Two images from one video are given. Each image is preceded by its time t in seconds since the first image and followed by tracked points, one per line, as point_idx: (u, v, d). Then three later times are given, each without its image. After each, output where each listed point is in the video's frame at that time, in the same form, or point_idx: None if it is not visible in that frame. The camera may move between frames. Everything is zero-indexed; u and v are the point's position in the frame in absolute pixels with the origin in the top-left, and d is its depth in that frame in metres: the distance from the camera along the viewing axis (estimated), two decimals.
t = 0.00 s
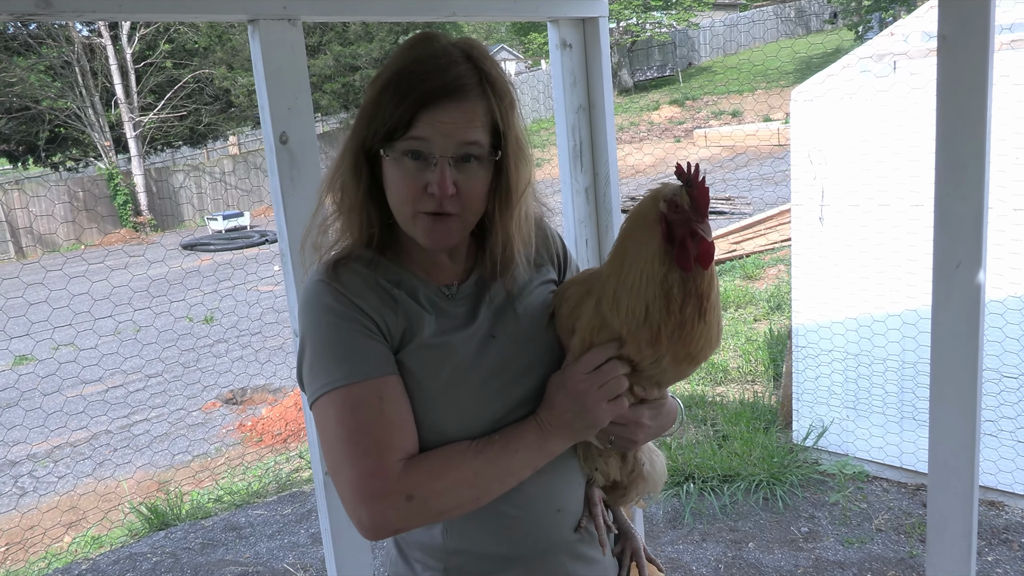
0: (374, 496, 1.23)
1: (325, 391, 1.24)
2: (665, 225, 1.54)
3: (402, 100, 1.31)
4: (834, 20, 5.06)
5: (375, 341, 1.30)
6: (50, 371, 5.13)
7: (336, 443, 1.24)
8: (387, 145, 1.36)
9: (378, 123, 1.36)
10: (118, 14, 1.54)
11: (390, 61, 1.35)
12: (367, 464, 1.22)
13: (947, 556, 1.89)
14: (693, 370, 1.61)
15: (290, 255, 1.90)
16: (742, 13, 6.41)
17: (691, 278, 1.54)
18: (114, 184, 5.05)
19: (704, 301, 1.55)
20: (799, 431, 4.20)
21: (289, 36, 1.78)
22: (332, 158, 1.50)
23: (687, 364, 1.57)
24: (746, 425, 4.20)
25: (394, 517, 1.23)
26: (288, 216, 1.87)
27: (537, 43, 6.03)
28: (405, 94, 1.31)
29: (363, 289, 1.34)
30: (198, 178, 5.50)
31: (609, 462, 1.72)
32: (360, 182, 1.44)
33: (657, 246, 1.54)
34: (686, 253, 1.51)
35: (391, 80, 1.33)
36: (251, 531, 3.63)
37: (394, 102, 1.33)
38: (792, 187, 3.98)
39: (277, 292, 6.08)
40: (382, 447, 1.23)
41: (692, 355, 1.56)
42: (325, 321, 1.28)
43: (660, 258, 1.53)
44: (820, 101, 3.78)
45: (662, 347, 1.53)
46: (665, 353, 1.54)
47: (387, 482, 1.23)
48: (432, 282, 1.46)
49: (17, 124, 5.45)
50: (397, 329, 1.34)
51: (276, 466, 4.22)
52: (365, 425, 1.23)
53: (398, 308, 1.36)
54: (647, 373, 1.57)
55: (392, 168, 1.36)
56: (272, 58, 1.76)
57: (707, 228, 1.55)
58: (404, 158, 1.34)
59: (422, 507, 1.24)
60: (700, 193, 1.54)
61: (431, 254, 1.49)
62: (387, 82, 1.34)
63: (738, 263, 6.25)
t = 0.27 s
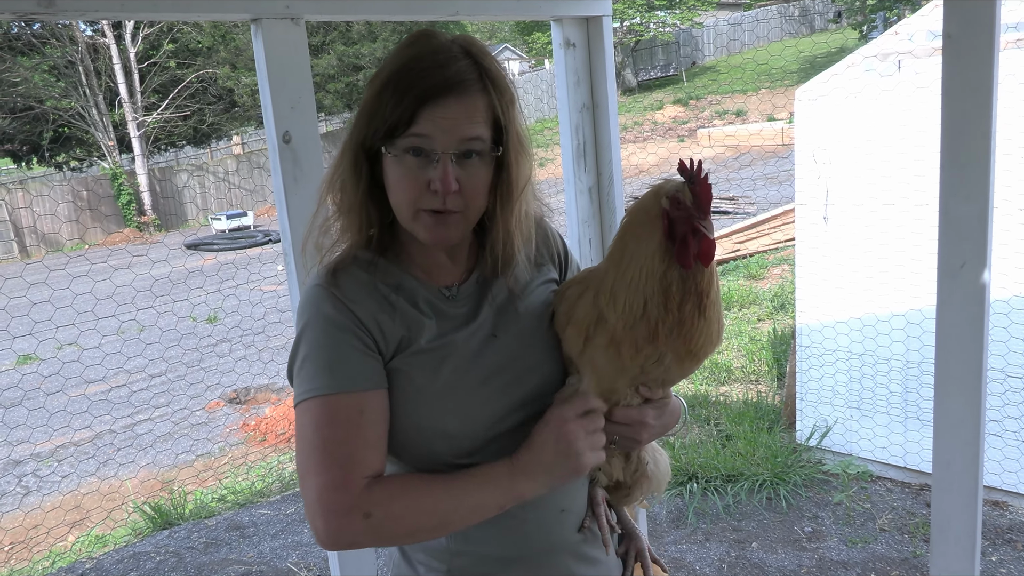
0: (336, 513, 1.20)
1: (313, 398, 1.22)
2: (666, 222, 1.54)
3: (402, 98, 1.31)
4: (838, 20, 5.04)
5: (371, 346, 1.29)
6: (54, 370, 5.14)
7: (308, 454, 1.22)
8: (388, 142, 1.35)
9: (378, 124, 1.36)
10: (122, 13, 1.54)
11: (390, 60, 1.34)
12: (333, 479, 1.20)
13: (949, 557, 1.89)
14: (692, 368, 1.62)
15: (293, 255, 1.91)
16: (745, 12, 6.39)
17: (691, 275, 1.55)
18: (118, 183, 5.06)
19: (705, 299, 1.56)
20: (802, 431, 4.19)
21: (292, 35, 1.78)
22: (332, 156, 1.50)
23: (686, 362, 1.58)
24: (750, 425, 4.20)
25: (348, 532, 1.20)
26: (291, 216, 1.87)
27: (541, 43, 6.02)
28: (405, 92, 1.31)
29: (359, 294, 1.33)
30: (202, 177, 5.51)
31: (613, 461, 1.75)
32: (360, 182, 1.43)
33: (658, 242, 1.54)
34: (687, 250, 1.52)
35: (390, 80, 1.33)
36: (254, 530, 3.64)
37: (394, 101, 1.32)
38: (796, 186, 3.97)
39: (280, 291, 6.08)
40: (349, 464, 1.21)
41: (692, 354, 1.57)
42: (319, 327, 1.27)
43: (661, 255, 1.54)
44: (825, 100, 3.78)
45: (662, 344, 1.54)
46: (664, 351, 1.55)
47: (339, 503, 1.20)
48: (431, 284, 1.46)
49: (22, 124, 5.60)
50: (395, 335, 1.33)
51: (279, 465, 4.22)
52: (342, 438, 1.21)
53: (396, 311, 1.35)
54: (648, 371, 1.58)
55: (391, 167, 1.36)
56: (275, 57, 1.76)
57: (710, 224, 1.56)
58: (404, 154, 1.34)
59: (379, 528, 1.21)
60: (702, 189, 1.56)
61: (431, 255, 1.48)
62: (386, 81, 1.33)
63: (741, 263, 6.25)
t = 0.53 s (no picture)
0: (345, 512, 1.19)
1: (315, 397, 1.23)
2: (670, 219, 1.54)
3: (409, 96, 1.30)
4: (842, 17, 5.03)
5: (371, 346, 1.30)
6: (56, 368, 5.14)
7: (318, 452, 1.23)
8: (395, 143, 1.34)
9: (381, 121, 1.35)
10: (124, 10, 1.54)
11: (394, 57, 1.33)
12: (345, 474, 1.20)
13: (953, 554, 1.89)
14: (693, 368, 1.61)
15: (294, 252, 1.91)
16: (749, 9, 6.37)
17: (694, 273, 1.54)
18: (120, 181, 5.06)
19: (707, 298, 1.55)
20: (806, 429, 4.19)
21: (294, 32, 1.78)
22: (332, 151, 1.50)
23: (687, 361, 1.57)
24: (753, 423, 4.20)
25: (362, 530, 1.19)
26: (293, 213, 1.87)
27: (543, 40, 6.01)
28: (413, 92, 1.29)
29: (358, 293, 1.34)
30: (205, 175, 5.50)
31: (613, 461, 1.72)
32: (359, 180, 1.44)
33: (661, 239, 1.54)
34: (690, 246, 1.52)
35: (395, 77, 1.31)
36: (257, 528, 3.64)
37: (402, 100, 1.31)
38: (799, 183, 3.97)
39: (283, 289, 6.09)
40: (359, 458, 1.20)
41: (693, 354, 1.56)
42: (318, 327, 1.28)
43: (664, 251, 1.53)
44: (828, 97, 3.78)
45: (662, 343, 1.53)
46: (665, 349, 1.53)
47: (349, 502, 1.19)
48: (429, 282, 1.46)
49: (25, 123, 5.43)
50: (392, 333, 1.34)
51: (282, 463, 4.22)
52: (350, 434, 1.21)
53: (393, 310, 1.36)
54: (647, 370, 1.57)
55: (393, 164, 1.35)
56: (277, 54, 1.76)
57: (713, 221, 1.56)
58: (409, 153, 1.32)
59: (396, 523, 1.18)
60: (707, 184, 1.56)
61: (430, 251, 1.49)
62: (391, 79, 1.32)
63: (744, 261, 6.24)
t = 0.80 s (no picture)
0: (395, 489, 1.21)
1: (336, 389, 1.25)
2: (672, 215, 1.54)
3: (436, 97, 1.28)
4: (845, 12, 5.01)
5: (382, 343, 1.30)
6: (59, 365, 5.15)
7: (351, 440, 1.24)
8: (416, 146, 1.31)
9: (395, 120, 1.29)
10: (126, 6, 1.54)
11: (403, 53, 1.29)
12: (388, 452, 1.21)
13: (957, 549, 1.88)
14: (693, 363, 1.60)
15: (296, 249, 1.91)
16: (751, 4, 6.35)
17: (696, 269, 1.54)
18: (122, 178, 5.07)
19: (709, 295, 1.55)
20: (808, 425, 4.18)
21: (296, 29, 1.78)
22: (327, 143, 1.46)
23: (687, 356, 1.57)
24: (756, 419, 4.19)
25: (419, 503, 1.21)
26: (295, 210, 1.87)
27: (545, 36, 5.99)
28: (442, 93, 1.28)
29: (361, 288, 1.34)
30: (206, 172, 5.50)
31: (611, 461, 1.68)
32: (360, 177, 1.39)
33: (662, 236, 1.53)
34: (692, 244, 1.51)
35: (415, 78, 1.27)
36: (260, 524, 3.64)
37: (429, 102, 1.28)
38: (802, 180, 3.96)
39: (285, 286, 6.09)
40: (401, 431, 1.23)
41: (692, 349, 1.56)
42: (327, 322, 1.29)
43: (666, 248, 1.52)
44: (831, 93, 3.76)
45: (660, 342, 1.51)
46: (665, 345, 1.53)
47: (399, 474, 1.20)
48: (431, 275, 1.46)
49: (27, 119, 5.36)
50: (396, 325, 1.35)
51: (284, 460, 4.23)
52: (382, 414, 1.23)
53: (398, 304, 1.36)
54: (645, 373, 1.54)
55: (415, 164, 1.33)
56: (279, 50, 1.76)
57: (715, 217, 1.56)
58: (440, 153, 1.30)
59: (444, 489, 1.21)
60: (710, 181, 1.54)
61: (432, 246, 1.47)
62: (411, 80, 1.27)
63: (747, 258, 6.24)
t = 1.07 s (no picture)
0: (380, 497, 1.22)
1: (330, 391, 1.24)
2: (672, 211, 1.53)
3: (430, 89, 1.28)
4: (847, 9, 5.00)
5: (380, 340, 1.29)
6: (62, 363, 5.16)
7: (344, 448, 1.24)
8: (412, 138, 1.31)
9: (392, 111, 1.29)
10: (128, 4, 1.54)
11: (400, 46, 1.30)
12: (373, 462, 1.22)
13: (960, 548, 1.88)
14: (694, 362, 1.59)
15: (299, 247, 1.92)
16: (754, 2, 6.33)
17: (696, 265, 1.52)
18: (124, 176, 5.08)
19: (708, 292, 1.54)
20: (810, 423, 4.17)
21: (299, 27, 1.78)
22: (327, 141, 1.46)
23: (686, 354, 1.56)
24: (758, 417, 4.18)
25: (403, 512, 1.22)
26: (298, 208, 1.87)
27: (547, 34, 5.98)
28: (436, 84, 1.28)
29: (359, 288, 1.33)
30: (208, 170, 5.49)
31: (616, 459, 1.70)
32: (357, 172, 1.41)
33: (662, 232, 1.52)
34: (691, 239, 1.50)
35: (411, 69, 1.27)
36: (262, 522, 3.64)
37: (423, 93, 1.28)
38: (805, 177, 3.95)
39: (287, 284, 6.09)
40: (391, 442, 1.24)
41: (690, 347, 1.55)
42: (324, 321, 1.28)
43: (666, 244, 1.52)
44: (834, 90, 3.76)
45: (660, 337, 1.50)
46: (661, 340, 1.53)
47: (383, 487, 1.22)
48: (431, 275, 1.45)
49: (29, 117, 5.34)
50: (395, 326, 1.34)
51: (286, 457, 4.23)
52: (376, 420, 1.24)
53: (396, 303, 1.35)
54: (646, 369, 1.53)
55: (409, 156, 1.33)
56: (281, 48, 1.76)
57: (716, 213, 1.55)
58: (433, 146, 1.30)
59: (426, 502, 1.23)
60: (709, 177, 1.53)
61: (431, 244, 1.47)
62: (407, 71, 1.27)
63: (749, 255, 6.23)
